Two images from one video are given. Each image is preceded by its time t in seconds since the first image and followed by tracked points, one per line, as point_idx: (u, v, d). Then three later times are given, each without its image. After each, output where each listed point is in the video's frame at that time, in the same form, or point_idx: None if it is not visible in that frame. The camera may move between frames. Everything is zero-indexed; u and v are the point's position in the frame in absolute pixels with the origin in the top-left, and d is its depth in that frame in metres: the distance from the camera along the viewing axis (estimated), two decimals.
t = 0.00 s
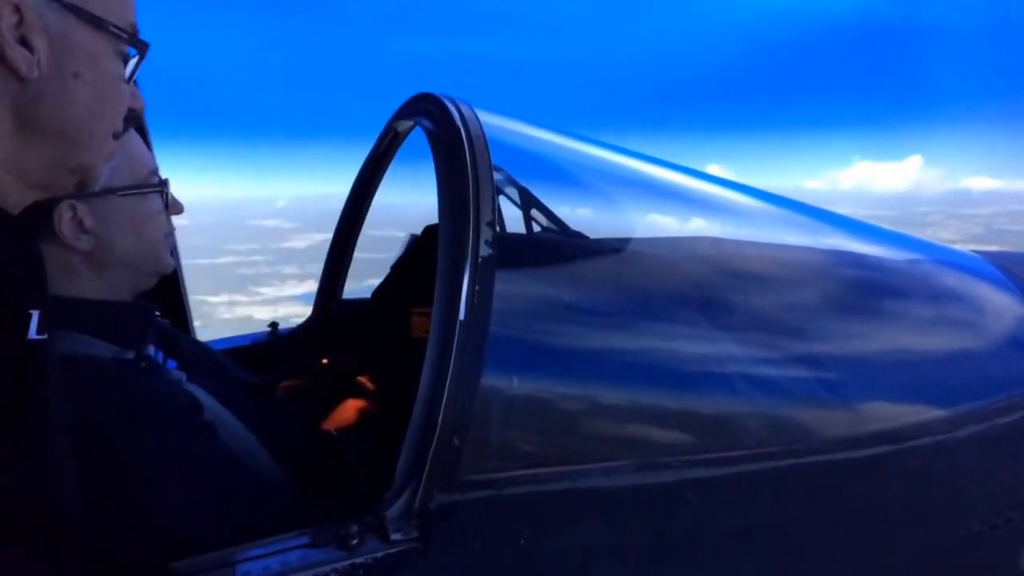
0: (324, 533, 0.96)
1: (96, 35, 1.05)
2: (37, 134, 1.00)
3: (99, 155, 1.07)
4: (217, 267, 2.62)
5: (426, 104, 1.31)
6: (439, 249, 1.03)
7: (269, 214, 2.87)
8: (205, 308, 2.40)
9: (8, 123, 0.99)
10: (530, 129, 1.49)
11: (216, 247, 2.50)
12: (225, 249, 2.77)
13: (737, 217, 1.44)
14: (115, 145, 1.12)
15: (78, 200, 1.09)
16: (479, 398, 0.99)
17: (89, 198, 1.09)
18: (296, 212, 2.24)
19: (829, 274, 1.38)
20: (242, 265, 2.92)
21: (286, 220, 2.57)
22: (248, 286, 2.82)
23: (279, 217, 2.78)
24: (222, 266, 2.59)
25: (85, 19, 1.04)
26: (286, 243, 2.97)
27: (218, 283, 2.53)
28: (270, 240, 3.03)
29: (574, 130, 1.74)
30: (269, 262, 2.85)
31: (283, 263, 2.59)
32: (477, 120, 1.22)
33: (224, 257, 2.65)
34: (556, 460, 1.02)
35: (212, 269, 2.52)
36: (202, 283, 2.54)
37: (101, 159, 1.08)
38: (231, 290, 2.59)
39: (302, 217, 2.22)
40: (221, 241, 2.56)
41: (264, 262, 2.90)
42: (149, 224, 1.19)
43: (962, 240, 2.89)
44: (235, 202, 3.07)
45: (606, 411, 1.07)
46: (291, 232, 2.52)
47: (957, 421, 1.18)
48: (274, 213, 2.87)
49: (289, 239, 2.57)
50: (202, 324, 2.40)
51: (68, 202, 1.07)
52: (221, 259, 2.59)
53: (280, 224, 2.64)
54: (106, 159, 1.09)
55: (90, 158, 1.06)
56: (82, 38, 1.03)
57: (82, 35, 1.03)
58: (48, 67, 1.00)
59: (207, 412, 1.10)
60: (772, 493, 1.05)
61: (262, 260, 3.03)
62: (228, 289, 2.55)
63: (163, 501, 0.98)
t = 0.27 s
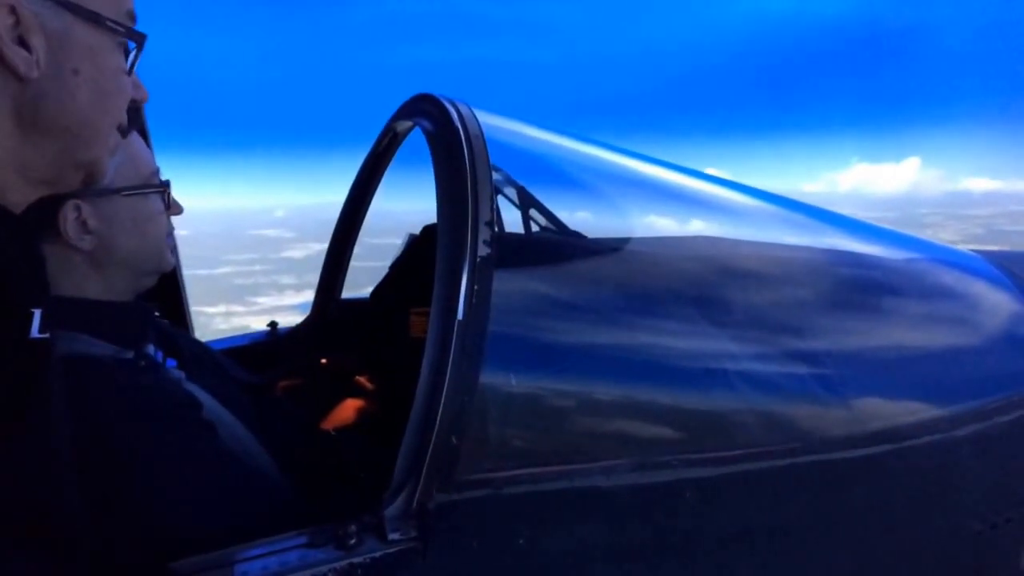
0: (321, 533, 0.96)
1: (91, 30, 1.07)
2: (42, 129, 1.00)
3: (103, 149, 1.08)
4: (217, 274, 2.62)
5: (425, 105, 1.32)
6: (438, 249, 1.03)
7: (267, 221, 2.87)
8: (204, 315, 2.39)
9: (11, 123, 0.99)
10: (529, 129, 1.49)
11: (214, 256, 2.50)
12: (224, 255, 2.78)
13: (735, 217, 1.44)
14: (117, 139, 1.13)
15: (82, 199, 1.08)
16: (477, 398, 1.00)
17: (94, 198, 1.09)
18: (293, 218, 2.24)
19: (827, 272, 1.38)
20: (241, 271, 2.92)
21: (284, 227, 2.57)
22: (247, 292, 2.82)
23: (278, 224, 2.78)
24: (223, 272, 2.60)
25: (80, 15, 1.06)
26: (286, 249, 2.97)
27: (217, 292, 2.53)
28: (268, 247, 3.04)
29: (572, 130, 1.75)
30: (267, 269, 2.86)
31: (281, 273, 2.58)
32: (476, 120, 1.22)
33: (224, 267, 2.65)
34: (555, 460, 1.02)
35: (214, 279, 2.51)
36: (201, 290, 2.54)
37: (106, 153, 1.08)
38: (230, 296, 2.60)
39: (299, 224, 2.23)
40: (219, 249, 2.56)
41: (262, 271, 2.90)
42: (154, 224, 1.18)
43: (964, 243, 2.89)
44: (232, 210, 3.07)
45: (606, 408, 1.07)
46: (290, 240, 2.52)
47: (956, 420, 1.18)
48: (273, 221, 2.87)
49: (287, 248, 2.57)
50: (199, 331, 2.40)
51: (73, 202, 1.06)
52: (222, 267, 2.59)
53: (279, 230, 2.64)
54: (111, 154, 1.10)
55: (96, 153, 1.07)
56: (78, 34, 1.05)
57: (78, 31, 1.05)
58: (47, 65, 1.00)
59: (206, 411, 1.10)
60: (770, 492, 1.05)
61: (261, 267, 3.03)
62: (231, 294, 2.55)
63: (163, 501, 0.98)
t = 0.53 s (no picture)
0: (320, 533, 0.96)
1: (89, 28, 1.06)
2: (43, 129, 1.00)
3: (105, 143, 1.08)
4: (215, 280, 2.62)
5: (424, 104, 1.32)
6: (437, 248, 1.03)
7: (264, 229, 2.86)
8: (202, 321, 2.38)
9: (12, 123, 0.98)
10: (528, 129, 1.49)
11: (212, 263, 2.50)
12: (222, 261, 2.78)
13: (734, 216, 1.44)
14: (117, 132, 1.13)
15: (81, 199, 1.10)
16: (476, 397, 1.00)
17: (93, 198, 1.11)
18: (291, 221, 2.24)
19: (826, 271, 1.38)
20: (239, 275, 2.92)
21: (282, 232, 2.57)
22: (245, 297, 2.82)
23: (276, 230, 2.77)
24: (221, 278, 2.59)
25: (78, 13, 1.06)
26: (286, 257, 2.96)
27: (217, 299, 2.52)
28: (266, 253, 3.03)
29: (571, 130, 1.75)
30: (265, 273, 2.85)
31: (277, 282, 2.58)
32: (474, 119, 1.22)
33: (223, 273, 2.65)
34: (555, 459, 1.02)
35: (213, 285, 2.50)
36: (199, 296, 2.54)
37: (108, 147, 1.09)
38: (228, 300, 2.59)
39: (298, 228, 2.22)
40: (215, 256, 2.56)
41: (260, 277, 2.90)
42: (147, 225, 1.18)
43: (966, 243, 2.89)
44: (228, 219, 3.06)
45: (606, 407, 1.07)
46: (286, 248, 2.51)
47: (957, 418, 1.18)
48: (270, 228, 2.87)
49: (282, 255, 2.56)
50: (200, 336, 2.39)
51: (71, 202, 1.08)
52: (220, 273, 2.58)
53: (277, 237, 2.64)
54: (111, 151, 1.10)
55: (98, 149, 1.07)
56: (76, 32, 1.05)
57: (76, 30, 1.05)
58: (47, 64, 1.00)
59: (205, 410, 1.10)
60: (768, 492, 1.06)
61: (259, 271, 3.03)
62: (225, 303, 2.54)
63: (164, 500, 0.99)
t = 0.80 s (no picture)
0: (319, 533, 0.96)
1: (93, 30, 1.07)
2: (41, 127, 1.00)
3: (100, 146, 1.07)
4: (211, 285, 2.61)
5: (421, 104, 1.32)
6: (434, 247, 1.03)
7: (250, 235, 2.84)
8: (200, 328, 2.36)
9: (16, 122, 0.99)
10: (525, 128, 1.49)
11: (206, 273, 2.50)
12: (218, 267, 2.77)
13: (732, 214, 1.44)
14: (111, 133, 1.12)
15: (61, 198, 1.05)
16: (475, 396, 1.00)
17: (73, 198, 1.07)
18: (287, 224, 2.23)
19: (824, 270, 1.38)
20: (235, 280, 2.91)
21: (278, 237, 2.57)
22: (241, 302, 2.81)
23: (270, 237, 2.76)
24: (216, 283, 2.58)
25: (82, 15, 1.06)
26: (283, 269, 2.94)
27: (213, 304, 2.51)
28: (262, 260, 3.03)
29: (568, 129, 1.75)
30: (262, 279, 2.85)
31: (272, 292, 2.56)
32: (472, 118, 1.22)
33: (217, 281, 2.64)
34: (554, 459, 1.02)
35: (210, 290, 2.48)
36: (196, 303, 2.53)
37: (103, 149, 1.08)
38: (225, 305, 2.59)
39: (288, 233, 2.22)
40: (210, 267, 2.55)
41: (256, 284, 2.89)
42: (142, 222, 1.18)
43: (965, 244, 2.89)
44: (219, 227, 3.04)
45: (606, 404, 1.07)
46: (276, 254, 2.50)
47: (954, 417, 1.18)
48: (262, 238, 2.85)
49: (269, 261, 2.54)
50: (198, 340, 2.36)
51: (51, 202, 1.03)
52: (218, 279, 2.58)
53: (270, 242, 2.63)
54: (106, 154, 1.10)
55: (93, 151, 1.06)
56: (82, 35, 1.05)
57: (82, 32, 1.05)
58: (53, 65, 1.01)
59: (204, 410, 1.10)
60: (767, 490, 1.06)
61: (256, 277, 3.02)
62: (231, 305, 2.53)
63: (163, 499, 0.98)
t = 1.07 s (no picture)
0: (317, 532, 0.96)
1: (97, 37, 1.06)
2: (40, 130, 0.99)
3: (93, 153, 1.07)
4: (208, 287, 2.60)
5: (419, 102, 1.32)
6: (433, 246, 1.03)
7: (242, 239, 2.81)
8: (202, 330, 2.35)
9: (15, 124, 0.97)
10: (524, 126, 1.49)
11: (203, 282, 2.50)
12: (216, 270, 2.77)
13: (731, 213, 1.44)
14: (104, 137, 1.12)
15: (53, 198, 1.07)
16: (473, 396, 0.99)
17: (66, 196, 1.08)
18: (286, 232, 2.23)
19: (824, 268, 1.38)
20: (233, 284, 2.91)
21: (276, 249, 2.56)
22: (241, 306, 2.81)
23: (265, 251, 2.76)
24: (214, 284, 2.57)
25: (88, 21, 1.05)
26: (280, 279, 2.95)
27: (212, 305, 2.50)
28: (260, 265, 3.02)
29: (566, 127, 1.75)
30: (260, 284, 2.84)
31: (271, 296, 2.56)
32: (470, 116, 1.22)
33: (215, 287, 2.63)
34: (553, 459, 1.02)
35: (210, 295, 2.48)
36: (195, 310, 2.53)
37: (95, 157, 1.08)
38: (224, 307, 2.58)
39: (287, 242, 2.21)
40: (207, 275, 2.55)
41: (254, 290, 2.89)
42: (136, 221, 1.17)
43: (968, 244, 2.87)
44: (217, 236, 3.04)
45: (605, 403, 1.07)
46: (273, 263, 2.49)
47: (953, 416, 1.18)
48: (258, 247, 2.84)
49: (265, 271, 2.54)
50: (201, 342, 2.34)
51: (44, 201, 1.05)
52: (218, 282, 2.57)
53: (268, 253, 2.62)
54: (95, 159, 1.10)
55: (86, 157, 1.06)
56: (88, 41, 1.04)
57: (88, 38, 1.04)
58: (60, 71, 0.99)
59: (202, 409, 1.10)
60: (765, 490, 1.05)
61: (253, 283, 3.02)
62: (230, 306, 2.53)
63: (161, 500, 0.98)
